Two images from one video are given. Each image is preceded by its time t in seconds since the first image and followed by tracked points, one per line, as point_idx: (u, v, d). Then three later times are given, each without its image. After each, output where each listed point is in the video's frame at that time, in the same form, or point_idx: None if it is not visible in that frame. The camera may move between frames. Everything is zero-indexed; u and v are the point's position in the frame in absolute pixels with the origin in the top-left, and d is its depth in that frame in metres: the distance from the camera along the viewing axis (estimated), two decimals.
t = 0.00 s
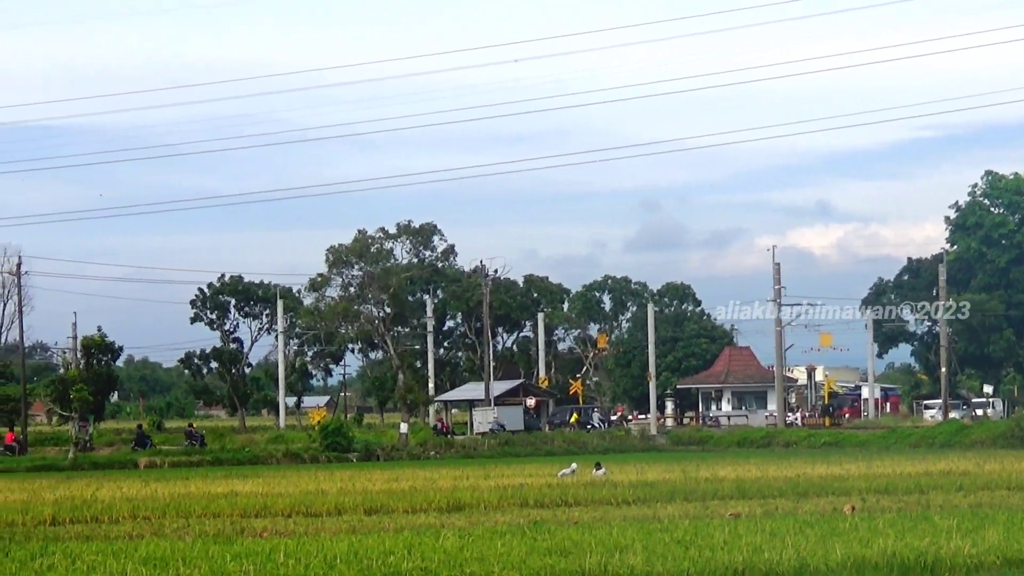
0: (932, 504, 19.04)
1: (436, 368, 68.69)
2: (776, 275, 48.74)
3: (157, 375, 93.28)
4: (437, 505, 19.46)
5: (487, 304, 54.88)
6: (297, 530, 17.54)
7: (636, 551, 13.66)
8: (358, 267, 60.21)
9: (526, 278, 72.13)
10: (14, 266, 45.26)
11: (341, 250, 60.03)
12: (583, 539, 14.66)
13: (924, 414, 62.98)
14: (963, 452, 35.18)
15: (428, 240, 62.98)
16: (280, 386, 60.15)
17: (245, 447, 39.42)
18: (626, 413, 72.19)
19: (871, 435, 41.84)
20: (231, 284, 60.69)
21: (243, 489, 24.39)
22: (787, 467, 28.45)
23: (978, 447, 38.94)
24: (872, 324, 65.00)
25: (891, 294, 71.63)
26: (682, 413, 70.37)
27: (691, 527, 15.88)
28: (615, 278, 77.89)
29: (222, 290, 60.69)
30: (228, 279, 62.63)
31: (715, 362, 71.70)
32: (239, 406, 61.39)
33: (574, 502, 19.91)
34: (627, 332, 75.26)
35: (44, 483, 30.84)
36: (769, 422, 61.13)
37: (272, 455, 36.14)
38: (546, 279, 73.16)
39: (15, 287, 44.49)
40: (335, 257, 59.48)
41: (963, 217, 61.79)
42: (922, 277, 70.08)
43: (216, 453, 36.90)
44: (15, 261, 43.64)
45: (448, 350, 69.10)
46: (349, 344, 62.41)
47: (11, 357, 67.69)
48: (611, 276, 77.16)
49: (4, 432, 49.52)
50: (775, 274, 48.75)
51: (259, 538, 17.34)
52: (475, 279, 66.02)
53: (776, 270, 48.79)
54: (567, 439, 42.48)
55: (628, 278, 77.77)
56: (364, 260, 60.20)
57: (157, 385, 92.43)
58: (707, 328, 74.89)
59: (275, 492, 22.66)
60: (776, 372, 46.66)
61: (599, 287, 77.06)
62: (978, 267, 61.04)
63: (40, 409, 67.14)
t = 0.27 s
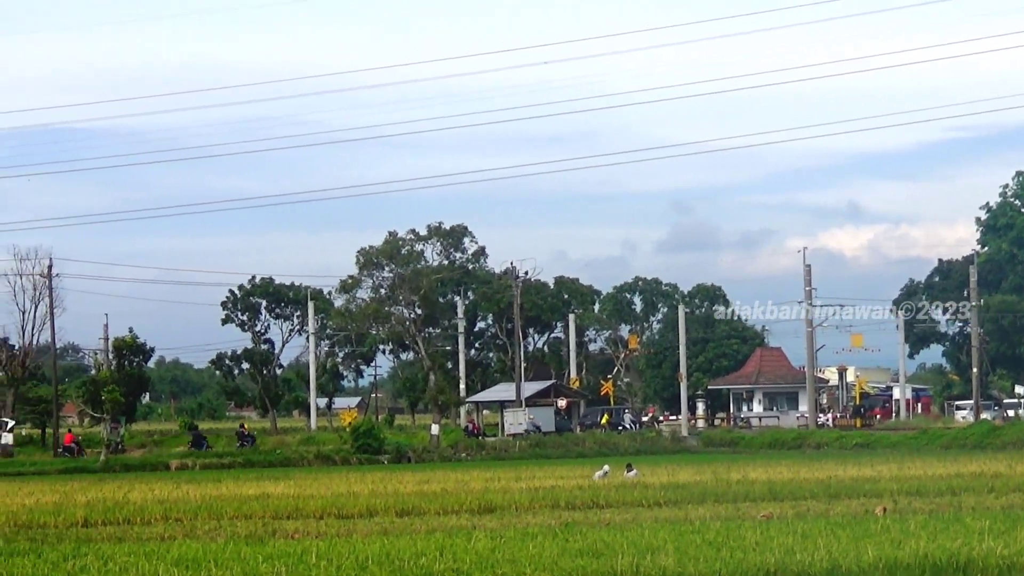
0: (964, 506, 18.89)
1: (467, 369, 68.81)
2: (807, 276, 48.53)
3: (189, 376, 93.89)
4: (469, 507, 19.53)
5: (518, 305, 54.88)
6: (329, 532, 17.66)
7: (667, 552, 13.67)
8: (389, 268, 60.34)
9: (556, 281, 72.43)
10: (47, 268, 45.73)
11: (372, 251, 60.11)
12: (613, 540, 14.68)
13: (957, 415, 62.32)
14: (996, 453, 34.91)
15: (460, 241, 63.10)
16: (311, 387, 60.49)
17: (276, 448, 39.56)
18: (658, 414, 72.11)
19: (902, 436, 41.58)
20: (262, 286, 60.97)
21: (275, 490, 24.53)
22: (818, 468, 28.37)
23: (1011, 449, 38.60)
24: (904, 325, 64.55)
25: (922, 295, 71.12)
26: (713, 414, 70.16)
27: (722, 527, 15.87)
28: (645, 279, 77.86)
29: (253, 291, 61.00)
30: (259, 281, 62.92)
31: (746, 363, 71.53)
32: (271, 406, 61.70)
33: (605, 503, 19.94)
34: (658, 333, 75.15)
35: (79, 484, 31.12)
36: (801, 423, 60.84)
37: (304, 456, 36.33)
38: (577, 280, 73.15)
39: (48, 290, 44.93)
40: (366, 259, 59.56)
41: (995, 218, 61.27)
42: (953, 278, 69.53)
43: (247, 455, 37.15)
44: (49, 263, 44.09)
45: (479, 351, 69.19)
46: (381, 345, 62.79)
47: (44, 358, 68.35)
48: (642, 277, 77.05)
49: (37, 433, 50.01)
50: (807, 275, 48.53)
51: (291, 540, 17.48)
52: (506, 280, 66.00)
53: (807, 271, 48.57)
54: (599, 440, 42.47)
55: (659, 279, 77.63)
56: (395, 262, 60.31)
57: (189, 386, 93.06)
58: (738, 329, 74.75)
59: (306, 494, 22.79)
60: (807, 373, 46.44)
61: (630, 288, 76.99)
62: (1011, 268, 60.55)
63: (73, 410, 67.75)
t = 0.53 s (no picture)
0: (998, 506, 18.76)
1: (498, 371, 68.93)
2: (838, 276, 48.29)
3: (220, 377, 94.56)
4: (501, 508, 19.58)
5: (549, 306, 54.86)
6: (361, 533, 17.77)
7: (699, 553, 13.68)
8: (420, 269, 60.40)
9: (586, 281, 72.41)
10: (79, 271, 46.18)
11: (403, 253, 60.20)
12: (645, 540, 14.72)
13: (989, 416, 61.76)
14: None
15: (490, 242, 63.21)
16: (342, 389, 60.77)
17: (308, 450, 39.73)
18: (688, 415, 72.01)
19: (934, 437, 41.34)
20: (293, 287, 61.32)
21: (306, 492, 24.66)
22: (849, 469, 28.26)
23: None
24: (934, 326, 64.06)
25: (953, 295, 70.61)
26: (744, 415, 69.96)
27: (753, 528, 15.87)
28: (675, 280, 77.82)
29: (285, 293, 61.34)
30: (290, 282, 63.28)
31: (777, 364, 71.35)
32: (302, 409, 61.89)
33: (637, 504, 19.97)
34: (689, 334, 74.99)
35: (113, 486, 31.44)
36: (831, 423, 60.54)
37: (335, 458, 36.52)
38: (607, 280, 73.14)
39: (80, 292, 45.38)
40: (397, 260, 59.59)
41: None
42: (985, 278, 68.93)
43: (278, 456, 37.37)
44: (80, 266, 44.51)
45: (510, 353, 69.28)
46: (412, 346, 63.19)
47: (76, 360, 68.99)
48: (673, 278, 76.94)
49: (70, 435, 50.46)
50: (837, 276, 48.30)
51: (323, 541, 17.60)
52: (537, 281, 66.02)
53: (838, 272, 48.34)
54: (630, 441, 42.45)
55: (690, 279, 77.48)
56: (426, 263, 60.42)
57: (220, 388, 93.65)
58: (769, 329, 74.63)
59: (337, 495, 22.94)
60: (838, 374, 46.20)
61: (661, 289, 76.86)
62: None
63: (105, 411, 68.33)
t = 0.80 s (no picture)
0: None
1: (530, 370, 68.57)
2: (870, 276, 48.02)
3: (252, 379, 95.23)
4: (532, 508, 19.62)
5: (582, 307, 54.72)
6: (393, 533, 17.86)
7: (730, 553, 13.67)
8: (452, 270, 60.82)
9: (618, 280, 72.29)
10: (112, 272, 46.63)
11: (436, 253, 60.65)
12: (677, 540, 14.72)
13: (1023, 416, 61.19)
14: None
15: (523, 242, 63.29)
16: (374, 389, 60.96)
17: (340, 450, 39.91)
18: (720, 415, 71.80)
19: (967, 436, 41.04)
20: (325, 288, 61.62)
21: (339, 492, 24.79)
22: (882, 469, 28.12)
23: None
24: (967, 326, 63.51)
25: (985, 294, 69.98)
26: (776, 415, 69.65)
27: (785, 528, 15.84)
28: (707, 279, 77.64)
29: (317, 293, 61.65)
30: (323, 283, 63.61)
31: (810, 364, 71.03)
32: (334, 409, 62.34)
33: (669, 504, 19.96)
34: (721, 334, 74.77)
35: (147, 486, 31.73)
36: (864, 423, 60.18)
37: (367, 458, 36.70)
38: (639, 280, 73.07)
39: (113, 294, 45.82)
40: (429, 260, 60.09)
41: None
42: (1018, 277, 68.28)
43: (311, 456, 37.63)
44: (114, 268, 44.92)
45: (542, 353, 69.26)
46: (444, 346, 63.47)
47: (109, 361, 69.59)
48: (705, 278, 76.75)
49: (103, 435, 50.92)
50: (869, 275, 48.03)
51: (355, 542, 17.69)
52: (569, 281, 66.05)
53: (870, 271, 48.08)
54: (662, 441, 42.39)
55: (722, 279, 77.29)
56: (459, 262, 60.67)
57: (252, 388, 94.24)
58: (801, 329, 74.36)
59: (369, 495, 23.08)
60: (871, 373, 45.94)
61: (693, 289, 76.73)
62: None
63: (138, 412, 68.89)
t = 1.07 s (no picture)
0: None
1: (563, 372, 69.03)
2: (903, 276, 47.74)
3: (285, 380, 95.72)
4: (566, 510, 19.66)
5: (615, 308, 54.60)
6: (426, 535, 17.95)
7: (764, 554, 13.67)
8: (484, 271, 61.51)
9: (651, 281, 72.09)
10: (145, 274, 47.03)
11: (468, 255, 61.33)
12: (711, 541, 14.72)
13: None
14: None
15: (555, 244, 63.33)
16: (407, 390, 61.26)
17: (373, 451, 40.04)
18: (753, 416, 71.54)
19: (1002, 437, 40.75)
20: (358, 289, 61.89)
21: (372, 494, 24.93)
22: (916, 470, 27.98)
23: None
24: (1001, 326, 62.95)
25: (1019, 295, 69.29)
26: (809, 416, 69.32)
27: (818, 529, 15.83)
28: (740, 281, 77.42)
29: (350, 295, 61.95)
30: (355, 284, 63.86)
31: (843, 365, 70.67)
32: (367, 411, 62.36)
33: (702, 505, 19.95)
34: (754, 335, 74.45)
35: (181, 488, 31.98)
36: (898, 424, 59.80)
37: (401, 459, 36.86)
38: (672, 282, 72.93)
39: (147, 295, 46.21)
40: (462, 261, 61.00)
41: None
42: None
43: (344, 458, 37.85)
44: (147, 269, 45.30)
45: (575, 354, 69.23)
46: (477, 347, 63.61)
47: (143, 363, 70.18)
48: (737, 279, 76.53)
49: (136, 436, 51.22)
50: (902, 276, 47.74)
51: (389, 543, 17.78)
52: (602, 283, 65.26)
53: (903, 272, 47.80)
54: (695, 442, 42.34)
55: (754, 280, 77.04)
56: (491, 264, 61.46)
57: (285, 389, 94.75)
58: (834, 330, 73.95)
59: (402, 497, 23.19)
60: (904, 374, 45.66)
61: (725, 290, 76.48)
62: None
63: (171, 413, 69.43)
